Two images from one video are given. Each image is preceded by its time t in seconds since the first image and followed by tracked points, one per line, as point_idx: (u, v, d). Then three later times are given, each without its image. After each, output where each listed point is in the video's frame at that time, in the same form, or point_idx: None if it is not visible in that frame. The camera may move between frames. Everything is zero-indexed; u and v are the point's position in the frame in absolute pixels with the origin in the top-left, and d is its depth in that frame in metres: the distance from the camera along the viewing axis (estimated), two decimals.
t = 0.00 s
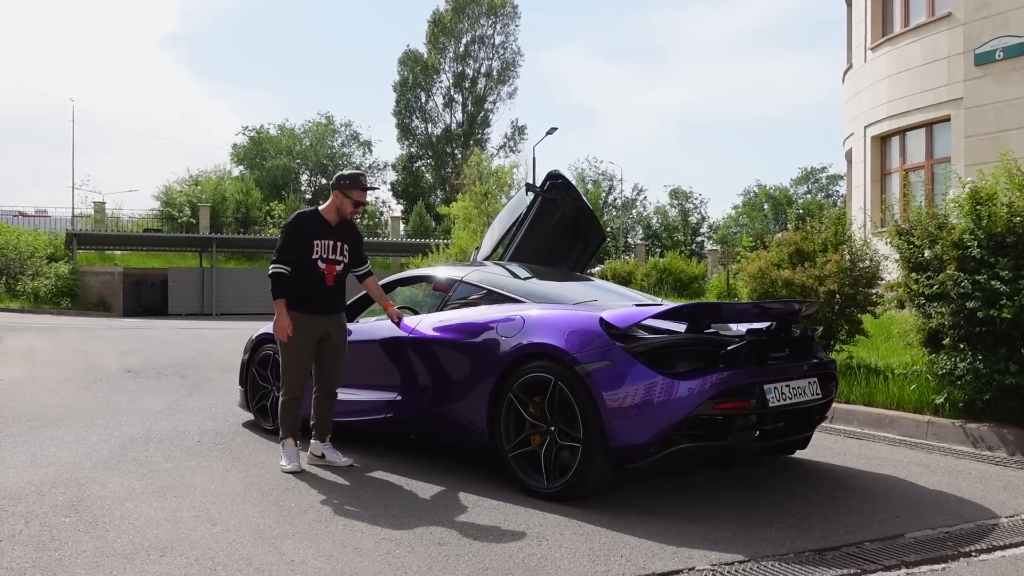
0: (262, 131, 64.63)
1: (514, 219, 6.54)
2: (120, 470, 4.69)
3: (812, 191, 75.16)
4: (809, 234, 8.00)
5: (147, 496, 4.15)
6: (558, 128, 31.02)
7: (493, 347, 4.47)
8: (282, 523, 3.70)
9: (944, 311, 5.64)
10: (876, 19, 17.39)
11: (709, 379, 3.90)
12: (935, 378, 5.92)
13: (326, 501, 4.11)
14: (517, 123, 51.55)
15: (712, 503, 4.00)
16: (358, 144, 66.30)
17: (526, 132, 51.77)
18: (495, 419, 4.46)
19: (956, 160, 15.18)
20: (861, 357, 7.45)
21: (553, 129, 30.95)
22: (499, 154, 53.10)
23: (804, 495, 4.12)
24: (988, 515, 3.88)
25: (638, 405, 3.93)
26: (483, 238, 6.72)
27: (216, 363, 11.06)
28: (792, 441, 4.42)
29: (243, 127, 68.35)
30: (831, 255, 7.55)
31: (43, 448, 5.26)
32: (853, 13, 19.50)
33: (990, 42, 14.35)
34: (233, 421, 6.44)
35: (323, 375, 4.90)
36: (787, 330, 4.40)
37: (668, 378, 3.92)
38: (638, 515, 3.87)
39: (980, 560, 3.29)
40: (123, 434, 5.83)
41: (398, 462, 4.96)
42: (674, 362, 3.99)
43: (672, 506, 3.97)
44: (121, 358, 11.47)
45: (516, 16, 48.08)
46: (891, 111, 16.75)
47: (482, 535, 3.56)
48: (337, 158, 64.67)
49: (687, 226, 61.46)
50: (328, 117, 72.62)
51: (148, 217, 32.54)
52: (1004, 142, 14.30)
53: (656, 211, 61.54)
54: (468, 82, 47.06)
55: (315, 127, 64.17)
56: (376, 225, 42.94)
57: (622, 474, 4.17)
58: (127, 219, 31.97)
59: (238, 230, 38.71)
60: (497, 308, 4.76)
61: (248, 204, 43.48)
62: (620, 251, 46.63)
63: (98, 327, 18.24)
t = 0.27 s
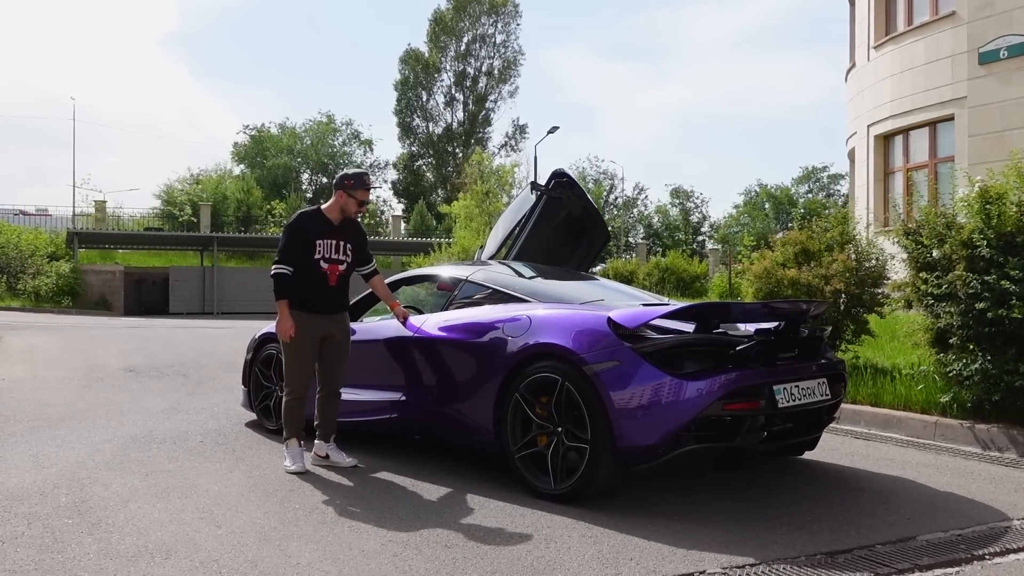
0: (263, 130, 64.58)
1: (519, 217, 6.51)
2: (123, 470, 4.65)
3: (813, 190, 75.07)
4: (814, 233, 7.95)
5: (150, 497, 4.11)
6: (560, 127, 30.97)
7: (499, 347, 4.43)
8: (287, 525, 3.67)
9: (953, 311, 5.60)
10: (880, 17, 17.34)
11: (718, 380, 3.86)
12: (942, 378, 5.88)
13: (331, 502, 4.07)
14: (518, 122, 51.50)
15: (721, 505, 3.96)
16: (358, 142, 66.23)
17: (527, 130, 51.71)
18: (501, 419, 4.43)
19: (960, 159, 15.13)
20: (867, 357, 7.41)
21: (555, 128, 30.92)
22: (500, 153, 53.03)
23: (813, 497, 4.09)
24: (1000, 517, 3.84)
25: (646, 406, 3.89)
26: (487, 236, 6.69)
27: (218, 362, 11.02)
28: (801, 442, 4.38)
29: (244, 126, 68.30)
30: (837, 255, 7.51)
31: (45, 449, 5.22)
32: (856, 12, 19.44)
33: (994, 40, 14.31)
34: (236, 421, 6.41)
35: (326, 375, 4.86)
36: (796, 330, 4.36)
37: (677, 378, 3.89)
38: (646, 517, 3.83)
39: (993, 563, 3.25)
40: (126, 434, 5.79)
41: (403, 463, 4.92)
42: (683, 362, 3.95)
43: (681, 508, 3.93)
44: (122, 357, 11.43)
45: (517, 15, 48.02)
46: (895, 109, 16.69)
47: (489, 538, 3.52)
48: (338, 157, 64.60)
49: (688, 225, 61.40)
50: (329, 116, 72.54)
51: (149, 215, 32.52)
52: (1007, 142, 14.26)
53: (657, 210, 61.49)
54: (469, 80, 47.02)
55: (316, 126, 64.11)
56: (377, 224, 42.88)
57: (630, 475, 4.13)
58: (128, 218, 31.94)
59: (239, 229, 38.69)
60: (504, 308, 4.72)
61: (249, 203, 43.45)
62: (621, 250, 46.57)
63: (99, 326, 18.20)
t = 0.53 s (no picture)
0: (264, 129, 64.52)
1: (524, 217, 6.47)
2: (126, 472, 4.61)
3: (814, 189, 74.99)
4: (819, 232, 7.91)
5: (155, 499, 4.07)
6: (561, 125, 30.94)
7: (506, 347, 4.39)
8: (293, 527, 3.63)
9: (962, 311, 5.56)
10: (883, 16, 17.28)
11: (729, 381, 3.82)
12: (951, 378, 5.83)
13: (338, 504, 4.03)
14: (519, 121, 51.44)
15: (732, 507, 3.92)
16: (359, 141, 66.17)
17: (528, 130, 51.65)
18: (509, 419, 4.38)
19: (964, 159, 15.08)
20: (873, 357, 7.36)
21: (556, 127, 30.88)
22: (500, 152, 52.96)
23: (824, 498, 4.05)
24: (1015, 520, 3.80)
25: (656, 407, 3.85)
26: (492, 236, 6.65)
27: (220, 361, 10.97)
28: (812, 443, 4.33)
29: (244, 125, 68.26)
30: (843, 254, 7.47)
31: (47, 450, 5.17)
32: (858, 10, 19.40)
33: (998, 39, 14.28)
34: (239, 421, 6.36)
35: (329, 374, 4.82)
36: (806, 331, 4.32)
37: (687, 379, 3.85)
38: (656, 519, 3.78)
39: (1010, 567, 3.21)
40: (129, 434, 5.74)
41: (409, 464, 4.88)
42: (693, 363, 3.91)
43: (691, 510, 3.88)
44: (124, 357, 11.38)
45: (518, 14, 47.95)
46: (898, 108, 16.64)
47: (499, 541, 3.48)
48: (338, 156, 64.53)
49: (689, 224, 61.35)
50: (329, 115, 72.49)
51: (150, 214, 32.49)
52: (1011, 141, 14.22)
53: (658, 209, 61.43)
54: (469, 79, 46.98)
55: (317, 125, 64.07)
56: (378, 223, 42.83)
57: (640, 477, 4.08)
58: (129, 217, 31.90)
59: (240, 228, 38.65)
60: (511, 308, 4.68)
61: (249, 203, 43.40)
62: (622, 250, 46.51)
63: (100, 325, 18.15)
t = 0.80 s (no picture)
0: (264, 128, 64.44)
1: (530, 215, 6.44)
2: (128, 473, 4.56)
3: (814, 189, 74.87)
4: (825, 231, 7.87)
5: (158, 501, 4.02)
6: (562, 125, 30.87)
7: (513, 347, 4.34)
8: (299, 530, 3.57)
9: (972, 310, 5.52)
10: (885, 14, 17.23)
11: (739, 381, 3.77)
12: (960, 378, 5.78)
13: (344, 506, 3.98)
14: (519, 121, 51.36)
15: (742, 509, 3.87)
16: (359, 141, 66.12)
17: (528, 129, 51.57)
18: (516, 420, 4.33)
19: (967, 157, 15.02)
20: (880, 356, 7.31)
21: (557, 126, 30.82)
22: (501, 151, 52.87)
23: (835, 500, 4.00)
24: None
25: (665, 407, 3.80)
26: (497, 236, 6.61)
27: (221, 361, 10.91)
28: (822, 444, 4.28)
29: (244, 124, 68.20)
30: (849, 253, 7.42)
31: (48, 451, 5.12)
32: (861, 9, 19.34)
33: (1002, 37, 14.23)
34: (241, 422, 6.31)
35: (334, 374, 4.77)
36: (815, 330, 4.27)
37: (696, 379, 3.80)
38: (666, 521, 3.74)
39: None
40: (131, 435, 5.69)
41: (413, 465, 4.83)
42: (702, 363, 3.86)
43: (701, 512, 3.83)
44: (125, 357, 11.32)
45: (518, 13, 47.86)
46: (901, 107, 16.58)
47: (508, 544, 3.43)
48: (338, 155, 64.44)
49: (689, 224, 61.28)
50: (329, 114, 72.42)
51: (150, 213, 32.43)
52: (1015, 139, 14.17)
53: (658, 208, 61.34)
54: (470, 78, 46.92)
55: (317, 125, 64.03)
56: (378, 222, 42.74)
57: (649, 478, 4.03)
58: (129, 217, 31.84)
59: (240, 227, 38.57)
60: (517, 307, 4.63)
61: (249, 202, 43.33)
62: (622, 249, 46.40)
63: (100, 325, 18.09)
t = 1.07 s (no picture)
0: (263, 128, 64.38)
1: (533, 214, 6.39)
2: (128, 475, 4.50)
3: (814, 188, 74.78)
4: (830, 231, 7.83)
5: (158, 503, 3.96)
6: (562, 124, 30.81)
7: (518, 347, 4.29)
8: (302, 533, 3.52)
9: (980, 309, 5.47)
10: (887, 12, 17.18)
11: (748, 381, 3.72)
12: (968, 378, 5.73)
13: (347, 509, 3.93)
14: (519, 120, 51.29)
15: (751, 511, 3.81)
16: (359, 140, 66.06)
17: (528, 128, 51.50)
18: (521, 420, 4.28)
19: (970, 156, 14.97)
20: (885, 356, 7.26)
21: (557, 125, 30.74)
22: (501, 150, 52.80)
23: (844, 501, 3.94)
24: None
25: (673, 408, 3.75)
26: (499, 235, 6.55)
27: (221, 362, 10.85)
28: (830, 445, 4.22)
29: (244, 124, 68.14)
30: (854, 252, 7.38)
31: (47, 452, 5.06)
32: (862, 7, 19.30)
33: (1005, 35, 14.18)
34: (242, 423, 6.24)
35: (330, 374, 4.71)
36: (824, 329, 4.21)
37: (704, 379, 3.75)
38: (674, 524, 3.68)
39: None
40: (131, 436, 5.63)
41: (416, 467, 4.78)
42: (711, 363, 3.80)
43: (709, 514, 3.78)
44: (124, 357, 11.26)
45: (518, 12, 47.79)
46: (903, 105, 16.53)
47: (515, 548, 3.38)
48: (338, 155, 64.37)
49: (689, 223, 61.20)
50: (329, 114, 72.36)
51: (149, 213, 32.38)
52: (1018, 137, 14.12)
53: (658, 207, 61.26)
54: (469, 78, 46.88)
55: (316, 125, 63.98)
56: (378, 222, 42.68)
57: (656, 480, 3.98)
58: (129, 217, 31.80)
59: (240, 227, 38.50)
60: (521, 306, 4.58)
61: (249, 202, 43.28)
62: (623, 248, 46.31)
63: (99, 325, 18.02)
